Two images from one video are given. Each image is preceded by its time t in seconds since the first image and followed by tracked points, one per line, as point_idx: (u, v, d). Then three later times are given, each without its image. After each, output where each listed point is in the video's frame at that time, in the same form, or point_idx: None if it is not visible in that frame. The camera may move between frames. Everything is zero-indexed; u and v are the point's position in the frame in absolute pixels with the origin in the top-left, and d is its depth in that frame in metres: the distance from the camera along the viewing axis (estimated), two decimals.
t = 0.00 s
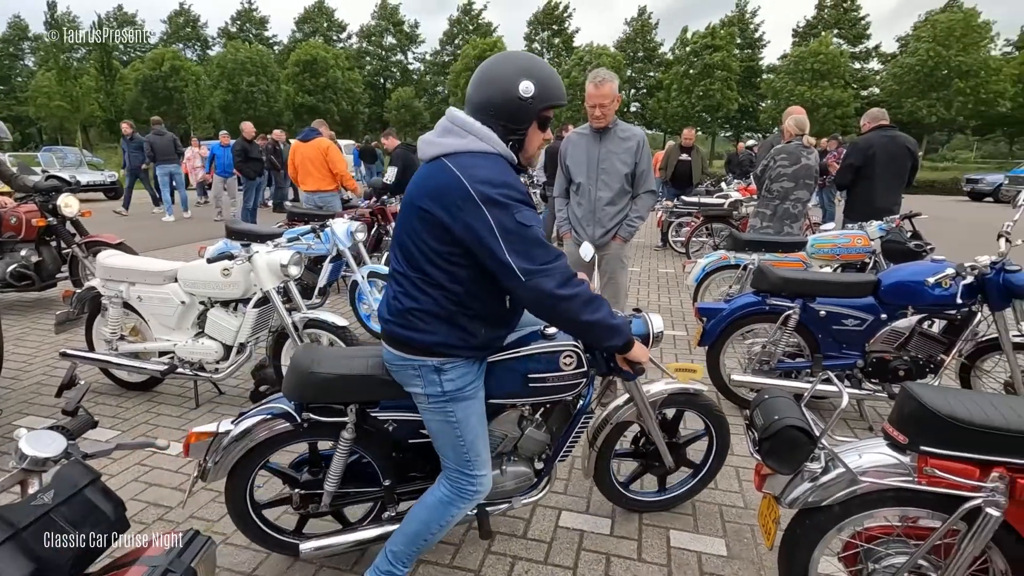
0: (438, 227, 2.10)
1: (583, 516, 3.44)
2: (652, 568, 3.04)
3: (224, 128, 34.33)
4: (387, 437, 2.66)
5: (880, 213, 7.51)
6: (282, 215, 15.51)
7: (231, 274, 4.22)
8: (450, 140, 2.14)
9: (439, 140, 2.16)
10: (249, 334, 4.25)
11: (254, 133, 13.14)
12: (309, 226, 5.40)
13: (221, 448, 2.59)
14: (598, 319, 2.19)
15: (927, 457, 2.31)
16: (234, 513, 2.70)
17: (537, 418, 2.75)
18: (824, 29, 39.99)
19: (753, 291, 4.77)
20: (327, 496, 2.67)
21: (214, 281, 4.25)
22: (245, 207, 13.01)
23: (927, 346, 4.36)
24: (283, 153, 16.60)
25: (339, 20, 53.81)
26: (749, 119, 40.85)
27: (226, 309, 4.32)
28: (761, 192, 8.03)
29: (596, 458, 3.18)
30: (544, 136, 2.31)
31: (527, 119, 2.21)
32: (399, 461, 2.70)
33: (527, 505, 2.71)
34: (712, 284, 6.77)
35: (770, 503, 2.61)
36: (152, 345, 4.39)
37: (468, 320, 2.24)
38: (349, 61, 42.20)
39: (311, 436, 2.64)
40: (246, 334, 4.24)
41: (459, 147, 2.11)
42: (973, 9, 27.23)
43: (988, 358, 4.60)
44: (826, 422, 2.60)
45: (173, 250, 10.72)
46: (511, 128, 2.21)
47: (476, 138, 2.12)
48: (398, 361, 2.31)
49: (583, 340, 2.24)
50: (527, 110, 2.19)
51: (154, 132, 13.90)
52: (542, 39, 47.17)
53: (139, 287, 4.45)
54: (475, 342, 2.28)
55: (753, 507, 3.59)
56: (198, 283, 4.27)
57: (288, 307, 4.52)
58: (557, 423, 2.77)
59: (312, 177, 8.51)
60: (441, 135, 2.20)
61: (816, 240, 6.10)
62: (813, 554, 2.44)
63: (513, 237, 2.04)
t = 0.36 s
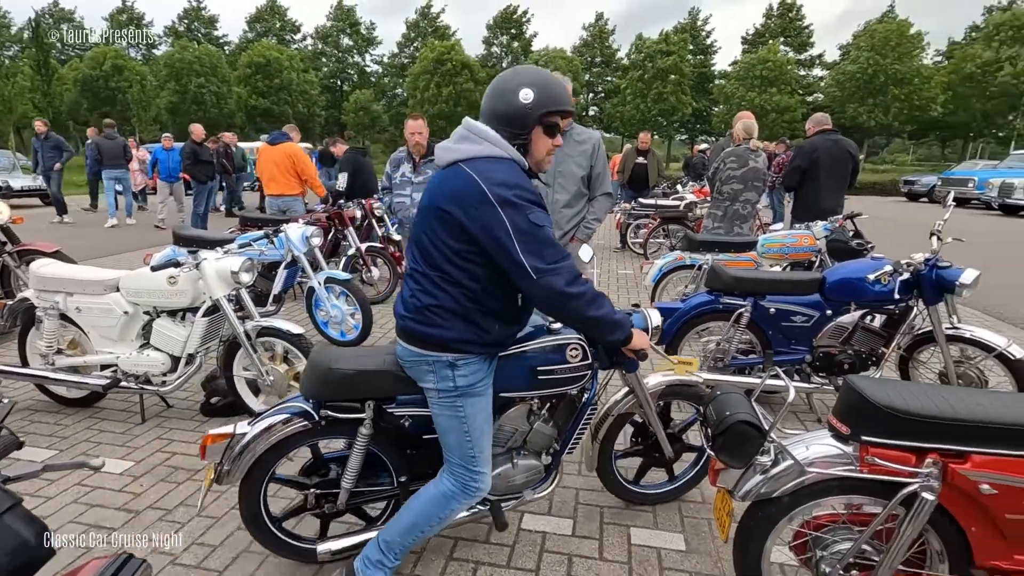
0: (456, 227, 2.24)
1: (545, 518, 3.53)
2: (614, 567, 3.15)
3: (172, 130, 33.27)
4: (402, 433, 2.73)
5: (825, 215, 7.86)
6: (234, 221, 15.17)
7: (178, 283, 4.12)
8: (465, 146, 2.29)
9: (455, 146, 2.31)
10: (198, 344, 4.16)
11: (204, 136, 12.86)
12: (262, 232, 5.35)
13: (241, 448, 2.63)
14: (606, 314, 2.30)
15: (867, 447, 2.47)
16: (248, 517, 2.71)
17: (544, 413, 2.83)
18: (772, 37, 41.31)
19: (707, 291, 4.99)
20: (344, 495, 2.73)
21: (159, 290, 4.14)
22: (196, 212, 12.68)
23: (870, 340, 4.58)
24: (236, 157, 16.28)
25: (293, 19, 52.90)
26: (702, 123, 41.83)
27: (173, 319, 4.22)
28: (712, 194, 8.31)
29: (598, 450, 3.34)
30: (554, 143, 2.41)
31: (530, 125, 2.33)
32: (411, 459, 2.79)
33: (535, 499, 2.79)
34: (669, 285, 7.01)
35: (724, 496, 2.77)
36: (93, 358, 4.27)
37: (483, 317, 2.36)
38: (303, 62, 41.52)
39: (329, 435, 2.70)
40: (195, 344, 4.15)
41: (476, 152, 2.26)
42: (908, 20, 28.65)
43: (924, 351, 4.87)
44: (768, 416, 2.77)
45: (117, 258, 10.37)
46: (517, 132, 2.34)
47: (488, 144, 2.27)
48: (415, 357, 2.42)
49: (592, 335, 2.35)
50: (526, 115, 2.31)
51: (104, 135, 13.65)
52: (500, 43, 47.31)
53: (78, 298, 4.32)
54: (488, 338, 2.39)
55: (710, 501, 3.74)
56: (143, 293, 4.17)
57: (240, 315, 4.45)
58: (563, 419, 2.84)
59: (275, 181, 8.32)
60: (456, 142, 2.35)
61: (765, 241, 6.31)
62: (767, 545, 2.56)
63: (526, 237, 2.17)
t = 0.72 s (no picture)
0: (483, 234, 2.36)
1: (500, 522, 3.56)
2: (568, 568, 3.19)
3: (113, 131, 31.92)
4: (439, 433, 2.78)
5: (768, 217, 8.17)
6: (179, 227, 14.73)
7: (112, 295, 3.98)
8: (481, 161, 2.41)
9: (470, 163, 2.43)
10: (136, 358, 4.03)
11: (144, 139, 12.44)
12: (206, 240, 5.15)
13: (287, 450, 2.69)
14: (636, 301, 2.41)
15: (802, 441, 2.59)
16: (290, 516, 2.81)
17: (566, 408, 2.92)
18: (719, 44, 42.52)
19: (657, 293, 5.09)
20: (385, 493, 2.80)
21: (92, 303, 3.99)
22: (136, 219, 12.17)
23: (809, 336, 4.82)
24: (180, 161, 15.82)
25: (239, 19, 51.46)
26: (654, 127, 42.69)
27: (107, 333, 4.07)
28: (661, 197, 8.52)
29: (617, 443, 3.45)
30: (557, 160, 2.54)
31: (544, 144, 2.44)
32: (448, 456, 2.82)
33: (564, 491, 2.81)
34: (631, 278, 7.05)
35: (672, 495, 2.82)
36: (20, 376, 4.08)
37: (509, 318, 2.46)
38: (251, 63, 40.45)
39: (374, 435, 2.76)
40: (132, 359, 4.01)
41: (493, 166, 2.38)
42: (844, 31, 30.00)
43: (858, 346, 5.14)
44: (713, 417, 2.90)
45: (51, 269, 9.94)
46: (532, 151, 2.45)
47: (505, 157, 2.39)
48: (447, 362, 2.50)
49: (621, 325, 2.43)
50: (541, 135, 2.42)
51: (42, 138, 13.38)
52: (455, 46, 47.11)
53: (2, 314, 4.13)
54: (515, 336, 2.49)
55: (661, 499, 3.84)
56: (74, 307, 4.02)
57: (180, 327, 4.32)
58: (586, 412, 2.91)
59: (228, 185, 7.97)
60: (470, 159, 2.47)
61: (713, 243, 6.34)
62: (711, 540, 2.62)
63: (552, 235, 2.31)
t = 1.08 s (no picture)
0: (525, 233, 2.64)
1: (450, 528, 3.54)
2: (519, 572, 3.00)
3: (45, 132, 30.33)
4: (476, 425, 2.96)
5: (712, 220, 8.40)
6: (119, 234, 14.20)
7: (37, 308, 3.82)
8: (517, 167, 2.70)
9: (507, 169, 2.71)
10: (64, 374, 3.86)
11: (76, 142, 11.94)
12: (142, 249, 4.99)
13: (336, 446, 2.81)
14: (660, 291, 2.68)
15: (738, 436, 2.62)
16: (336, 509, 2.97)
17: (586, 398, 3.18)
18: (667, 52, 43.51)
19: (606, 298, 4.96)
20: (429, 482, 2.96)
21: (14, 317, 3.82)
22: (69, 226, 11.62)
23: (750, 335, 4.99)
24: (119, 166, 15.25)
25: (181, 19, 49.57)
26: (606, 131, 43.34)
27: (32, 348, 3.90)
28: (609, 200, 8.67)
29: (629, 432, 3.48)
30: (578, 170, 2.87)
31: (573, 149, 2.77)
32: (482, 448, 3.00)
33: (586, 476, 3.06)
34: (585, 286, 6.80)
35: (616, 493, 2.81)
36: None
37: (548, 308, 2.75)
38: (195, 63, 39.17)
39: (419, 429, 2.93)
40: (59, 375, 3.84)
41: (530, 172, 2.67)
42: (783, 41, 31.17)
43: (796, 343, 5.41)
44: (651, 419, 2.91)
45: None
46: (563, 157, 2.77)
47: (541, 163, 2.69)
48: (493, 352, 2.75)
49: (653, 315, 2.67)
50: (571, 144, 2.76)
51: None
52: (409, 48, 46.64)
53: None
54: (552, 324, 2.78)
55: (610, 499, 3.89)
56: None
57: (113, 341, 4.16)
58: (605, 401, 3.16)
59: (167, 188, 7.63)
60: (506, 165, 2.74)
61: (660, 245, 6.35)
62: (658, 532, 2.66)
63: (589, 231, 2.61)
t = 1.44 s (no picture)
0: (552, 235, 2.74)
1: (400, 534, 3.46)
2: None
3: None
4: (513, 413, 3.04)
5: (660, 221, 8.57)
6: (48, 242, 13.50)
7: None
8: (544, 173, 2.83)
9: (534, 176, 2.84)
10: None
11: None
12: (69, 258, 4.80)
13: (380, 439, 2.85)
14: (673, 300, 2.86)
15: (677, 432, 2.64)
16: (383, 498, 3.00)
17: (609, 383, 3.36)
18: (616, 59, 44.37)
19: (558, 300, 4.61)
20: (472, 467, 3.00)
21: None
22: None
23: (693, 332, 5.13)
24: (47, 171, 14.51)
25: (114, 16, 47.47)
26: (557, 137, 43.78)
27: None
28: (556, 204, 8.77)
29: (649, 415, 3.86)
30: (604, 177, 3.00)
31: (598, 160, 2.91)
32: (518, 434, 3.06)
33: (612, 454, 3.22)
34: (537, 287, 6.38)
35: (565, 493, 2.79)
36: None
37: (572, 305, 2.86)
38: (131, 64, 37.58)
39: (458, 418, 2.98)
40: None
41: (558, 178, 2.79)
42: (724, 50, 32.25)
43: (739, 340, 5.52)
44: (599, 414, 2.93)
45: None
46: (587, 167, 2.91)
47: (567, 171, 2.81)
48: (525, 344, 2.83)
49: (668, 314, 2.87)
50: (599, 154, 2.88)
51: None
52: (359, 51, 45.90)
53: None
54: (575, 321, 2.89)
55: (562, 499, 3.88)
56: None
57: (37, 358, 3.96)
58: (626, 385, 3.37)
59: (93, 193, 7.34)
60: (534, 172, 2.87)
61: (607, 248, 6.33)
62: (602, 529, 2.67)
63: (609, 238, 2.71)
